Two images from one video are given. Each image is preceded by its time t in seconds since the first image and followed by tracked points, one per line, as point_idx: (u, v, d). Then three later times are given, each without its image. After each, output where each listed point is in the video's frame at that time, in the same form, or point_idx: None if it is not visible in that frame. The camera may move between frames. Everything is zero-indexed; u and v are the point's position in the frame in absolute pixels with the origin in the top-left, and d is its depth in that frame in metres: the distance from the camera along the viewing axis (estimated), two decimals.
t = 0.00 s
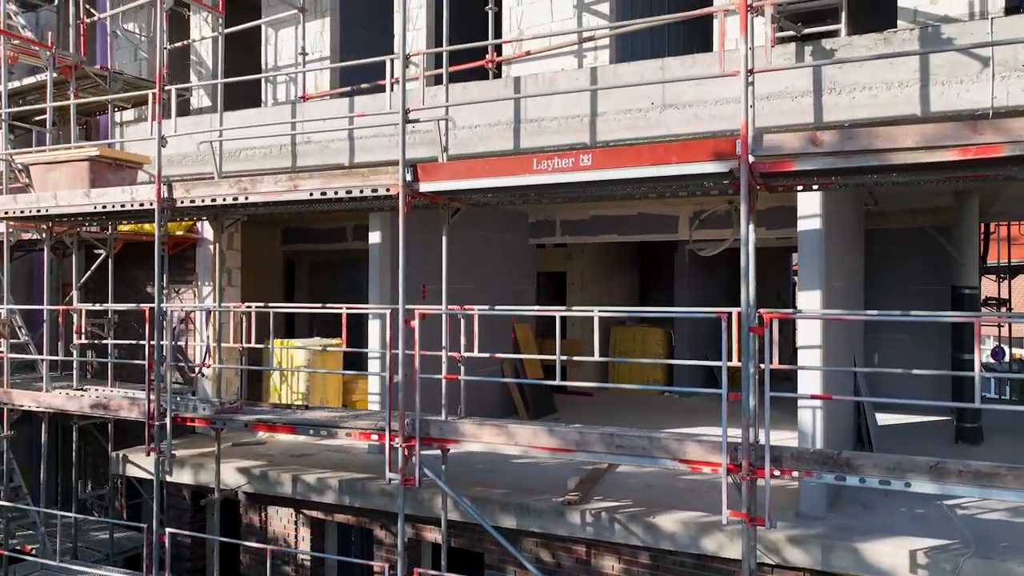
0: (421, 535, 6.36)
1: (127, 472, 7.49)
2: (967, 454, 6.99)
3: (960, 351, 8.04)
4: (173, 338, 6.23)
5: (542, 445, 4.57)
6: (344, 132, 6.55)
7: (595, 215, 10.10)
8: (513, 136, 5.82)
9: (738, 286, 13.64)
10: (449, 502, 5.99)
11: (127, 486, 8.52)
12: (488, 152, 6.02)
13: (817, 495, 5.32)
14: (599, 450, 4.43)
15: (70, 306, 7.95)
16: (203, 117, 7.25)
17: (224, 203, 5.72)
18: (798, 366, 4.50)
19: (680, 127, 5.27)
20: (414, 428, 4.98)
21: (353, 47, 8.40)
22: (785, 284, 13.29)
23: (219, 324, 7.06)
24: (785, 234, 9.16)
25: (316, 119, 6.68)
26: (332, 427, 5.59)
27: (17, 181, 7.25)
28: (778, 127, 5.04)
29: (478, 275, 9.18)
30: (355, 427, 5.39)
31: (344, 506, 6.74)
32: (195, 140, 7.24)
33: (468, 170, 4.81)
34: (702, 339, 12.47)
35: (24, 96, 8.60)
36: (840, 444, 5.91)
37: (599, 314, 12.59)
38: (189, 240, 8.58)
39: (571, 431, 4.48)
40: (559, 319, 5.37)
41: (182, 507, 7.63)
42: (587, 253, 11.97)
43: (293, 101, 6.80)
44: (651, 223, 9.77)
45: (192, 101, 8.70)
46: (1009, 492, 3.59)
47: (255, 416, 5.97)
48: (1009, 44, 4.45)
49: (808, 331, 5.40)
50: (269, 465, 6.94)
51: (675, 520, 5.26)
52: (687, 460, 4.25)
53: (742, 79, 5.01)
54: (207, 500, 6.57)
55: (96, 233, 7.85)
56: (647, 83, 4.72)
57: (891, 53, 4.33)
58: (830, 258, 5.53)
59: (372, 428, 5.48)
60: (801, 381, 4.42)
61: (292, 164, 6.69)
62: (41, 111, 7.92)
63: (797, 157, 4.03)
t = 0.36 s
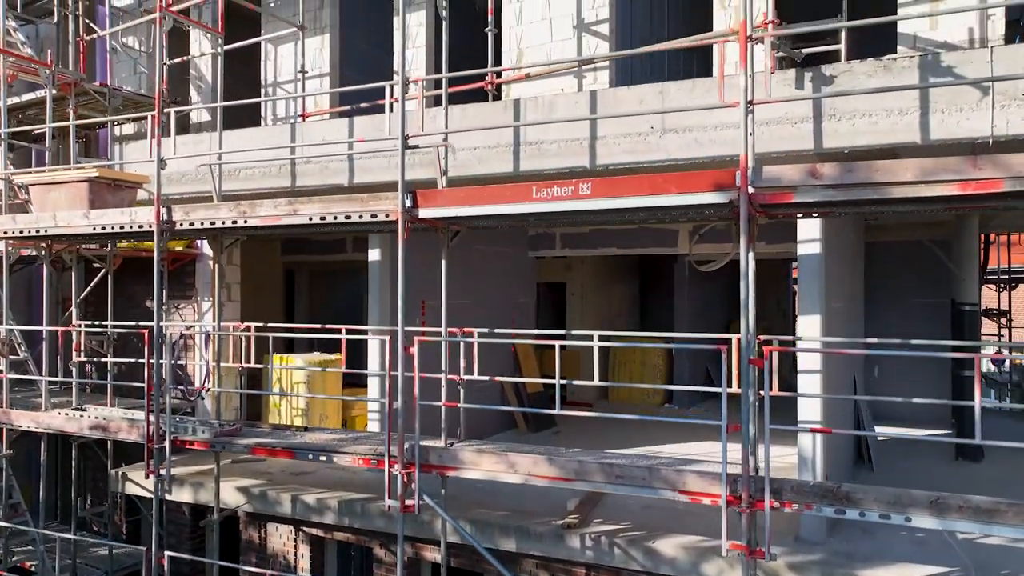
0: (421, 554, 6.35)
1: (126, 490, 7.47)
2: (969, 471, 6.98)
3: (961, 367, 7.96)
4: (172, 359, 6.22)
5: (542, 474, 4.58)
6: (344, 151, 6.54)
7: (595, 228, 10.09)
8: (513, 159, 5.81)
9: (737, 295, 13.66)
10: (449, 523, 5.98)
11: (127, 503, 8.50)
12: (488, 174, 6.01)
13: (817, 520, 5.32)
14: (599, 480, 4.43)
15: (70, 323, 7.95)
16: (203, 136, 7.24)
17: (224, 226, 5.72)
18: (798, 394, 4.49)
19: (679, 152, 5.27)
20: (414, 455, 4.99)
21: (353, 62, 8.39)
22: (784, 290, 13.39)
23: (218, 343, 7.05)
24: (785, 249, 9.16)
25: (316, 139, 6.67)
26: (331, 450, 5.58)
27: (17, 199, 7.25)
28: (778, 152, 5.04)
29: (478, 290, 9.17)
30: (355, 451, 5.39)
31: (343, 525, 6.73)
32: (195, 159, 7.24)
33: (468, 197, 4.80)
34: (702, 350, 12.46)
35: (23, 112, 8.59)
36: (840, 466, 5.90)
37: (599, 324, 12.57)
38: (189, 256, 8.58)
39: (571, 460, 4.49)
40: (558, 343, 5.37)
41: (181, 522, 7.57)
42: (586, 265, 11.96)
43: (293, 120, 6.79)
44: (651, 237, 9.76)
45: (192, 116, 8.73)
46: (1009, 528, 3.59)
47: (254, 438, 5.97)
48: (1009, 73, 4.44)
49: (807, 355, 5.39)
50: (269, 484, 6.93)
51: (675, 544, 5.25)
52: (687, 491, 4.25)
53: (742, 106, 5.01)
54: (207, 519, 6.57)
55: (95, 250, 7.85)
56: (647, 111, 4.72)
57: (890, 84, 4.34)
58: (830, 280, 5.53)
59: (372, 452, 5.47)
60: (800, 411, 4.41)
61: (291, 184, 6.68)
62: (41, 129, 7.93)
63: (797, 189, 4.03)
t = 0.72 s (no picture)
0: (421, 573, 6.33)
1: (126, 507, 7.46)
2: (970, 489, 6.97)
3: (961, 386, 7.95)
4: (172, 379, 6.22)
5: (543, 502, 4.58)
6: (343, 170, 6.51)
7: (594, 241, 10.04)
8: (512, 180, 5.80)
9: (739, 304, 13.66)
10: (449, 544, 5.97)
11: (127, 518, 8.50)
12: (488, 195, 6.00)
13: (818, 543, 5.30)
14: (599, 508, 4.43)
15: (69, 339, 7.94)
16: (202, 153, 7.23)
17: (223, 248, 5.71)
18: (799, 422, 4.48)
19: (680, 176, 5.26)
20: (413, 481, 4.99)
21: (353, 77, 8.36)
22: (785, 298, 13.41)
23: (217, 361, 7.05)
24: (785, 263, 9.14)
25: (316, 159, 6.64)
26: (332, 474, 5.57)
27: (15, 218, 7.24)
28: (779, 176, 5.02)
29: (478, 304, 9.15)
30: (355, 476, 5.37)
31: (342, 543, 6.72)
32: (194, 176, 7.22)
33: (467, 223, 4.80)
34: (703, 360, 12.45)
35: (23, 126, 8.56)
36: (841, 488, 5.89)
37: (599, 333, 12.54)
38: (188, 270, 8.56)
39: (572, 489, 4.49)
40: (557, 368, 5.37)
41: (181, 538, 7.57)
42: (587, 276, 11.93)
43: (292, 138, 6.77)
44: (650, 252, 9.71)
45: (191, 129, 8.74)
46: (1011, 565, 3.58)
47: (255, 460, 5.95)
48: (1010, 101, 4.43)
49: (808, 378, 5.39)
50: (269, 502, 6.92)
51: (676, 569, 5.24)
52: (688, 521, 4.25)
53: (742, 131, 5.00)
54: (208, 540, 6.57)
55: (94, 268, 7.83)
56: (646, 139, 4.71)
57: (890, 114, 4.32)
58: (830, 302, 5.51)
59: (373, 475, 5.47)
60: (801, 440, 4.41)
61: (290, 203, 6.65)
62: (41, 145, 7.91)
63: (797, 221, 4.03)
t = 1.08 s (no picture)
0: None
1: (127, 526, 7.46)
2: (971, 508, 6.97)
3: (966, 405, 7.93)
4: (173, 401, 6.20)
5: (545, 531, 4.59)
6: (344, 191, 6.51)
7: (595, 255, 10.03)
8: (513, 204, 5.80)
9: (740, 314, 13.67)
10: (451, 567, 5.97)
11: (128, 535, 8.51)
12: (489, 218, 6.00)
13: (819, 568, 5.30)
14: (601, 539, 4.45)
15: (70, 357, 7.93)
16: (204, 172, 7.23)
17: (225, 272, 5.71)
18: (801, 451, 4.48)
19: (681, 202, 5.25)
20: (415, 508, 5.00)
21: (353, 93, 8.37)
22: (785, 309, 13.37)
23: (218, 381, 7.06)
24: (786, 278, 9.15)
25: (317, 180, 6.63)
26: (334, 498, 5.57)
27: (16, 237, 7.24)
28: (780, 204, 5.02)
29: (480, 320, 9.14)
30: (357, 500, 5.37)
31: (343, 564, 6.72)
32: (195, 196, 7.22)
33: (469, 251, 4.80)
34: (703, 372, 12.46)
35: (24, 143, 8.56)
36: (843, 511, 5.88)
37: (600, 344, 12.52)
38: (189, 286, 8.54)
39: (574, 519, 4.50)
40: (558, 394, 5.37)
41: (182, 555, 7.58)
42: (588, 288, 11.93)
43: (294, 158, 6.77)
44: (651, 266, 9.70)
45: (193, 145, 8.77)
46: None
47: (256, 483, 5.96)
48: (1012, 132, 4.44)
49: (808, 403, 5.40)
50: (271, 522, 6.92)
51: None
52: (690, 553, 4.26)
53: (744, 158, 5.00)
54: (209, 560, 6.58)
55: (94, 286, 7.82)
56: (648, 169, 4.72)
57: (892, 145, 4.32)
58: (832, 326, 5.52)
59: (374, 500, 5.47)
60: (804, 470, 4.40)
61: (292, 224, 6.65)
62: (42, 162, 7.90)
63: (800, 254, 4.04)
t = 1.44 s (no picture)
0: None
1: (131, 545, 7.47)
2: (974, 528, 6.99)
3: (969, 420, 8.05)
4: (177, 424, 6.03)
5: (551, 561, 4.61)
6: (349, 214, 6.52)
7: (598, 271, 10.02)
8: (518, 230, 5.82)
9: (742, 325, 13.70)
10: None
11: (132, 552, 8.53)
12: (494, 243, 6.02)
13: None
14: (607, 570, 4.46)
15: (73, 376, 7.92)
16: (208, 192, 7.25)
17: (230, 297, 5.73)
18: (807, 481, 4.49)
19: (686, 229, 5.26)
20: (421, 536, 5.01)
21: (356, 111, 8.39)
22: (785, 317, 13.41)
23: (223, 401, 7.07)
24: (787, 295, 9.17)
25: (321, 203, 6.64)
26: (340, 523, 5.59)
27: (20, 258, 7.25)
28: (784, 233, 5.04)
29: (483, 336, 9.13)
30: (363, 526, 5.39)
31: None
32: (200, 217, 7.24)
33: (475, 280, 4.81)
34: (705, 383, 12.51)
35: (28, 160, 8.58)
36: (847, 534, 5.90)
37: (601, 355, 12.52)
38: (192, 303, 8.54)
39: (580, 550, 4.52)
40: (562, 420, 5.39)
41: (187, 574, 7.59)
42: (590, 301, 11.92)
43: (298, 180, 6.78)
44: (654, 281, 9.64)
45: (196, 162, 8.79)
46: None
47: (262, 507, 5.97)
48: (1017, 164, 4.46)
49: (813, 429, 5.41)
50: (275, 542, 6.93)
51: None
52: None
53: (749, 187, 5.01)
54: None
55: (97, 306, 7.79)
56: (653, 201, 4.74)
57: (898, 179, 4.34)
58: (835, 350, 5.54)
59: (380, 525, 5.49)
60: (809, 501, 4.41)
61: (296, 247, 6.66)
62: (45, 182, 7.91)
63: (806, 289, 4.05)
